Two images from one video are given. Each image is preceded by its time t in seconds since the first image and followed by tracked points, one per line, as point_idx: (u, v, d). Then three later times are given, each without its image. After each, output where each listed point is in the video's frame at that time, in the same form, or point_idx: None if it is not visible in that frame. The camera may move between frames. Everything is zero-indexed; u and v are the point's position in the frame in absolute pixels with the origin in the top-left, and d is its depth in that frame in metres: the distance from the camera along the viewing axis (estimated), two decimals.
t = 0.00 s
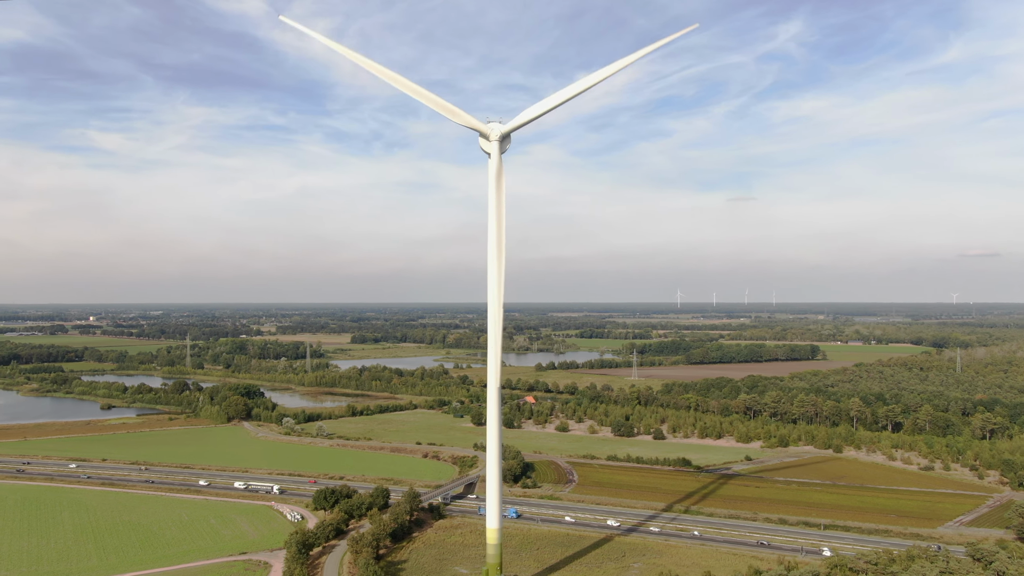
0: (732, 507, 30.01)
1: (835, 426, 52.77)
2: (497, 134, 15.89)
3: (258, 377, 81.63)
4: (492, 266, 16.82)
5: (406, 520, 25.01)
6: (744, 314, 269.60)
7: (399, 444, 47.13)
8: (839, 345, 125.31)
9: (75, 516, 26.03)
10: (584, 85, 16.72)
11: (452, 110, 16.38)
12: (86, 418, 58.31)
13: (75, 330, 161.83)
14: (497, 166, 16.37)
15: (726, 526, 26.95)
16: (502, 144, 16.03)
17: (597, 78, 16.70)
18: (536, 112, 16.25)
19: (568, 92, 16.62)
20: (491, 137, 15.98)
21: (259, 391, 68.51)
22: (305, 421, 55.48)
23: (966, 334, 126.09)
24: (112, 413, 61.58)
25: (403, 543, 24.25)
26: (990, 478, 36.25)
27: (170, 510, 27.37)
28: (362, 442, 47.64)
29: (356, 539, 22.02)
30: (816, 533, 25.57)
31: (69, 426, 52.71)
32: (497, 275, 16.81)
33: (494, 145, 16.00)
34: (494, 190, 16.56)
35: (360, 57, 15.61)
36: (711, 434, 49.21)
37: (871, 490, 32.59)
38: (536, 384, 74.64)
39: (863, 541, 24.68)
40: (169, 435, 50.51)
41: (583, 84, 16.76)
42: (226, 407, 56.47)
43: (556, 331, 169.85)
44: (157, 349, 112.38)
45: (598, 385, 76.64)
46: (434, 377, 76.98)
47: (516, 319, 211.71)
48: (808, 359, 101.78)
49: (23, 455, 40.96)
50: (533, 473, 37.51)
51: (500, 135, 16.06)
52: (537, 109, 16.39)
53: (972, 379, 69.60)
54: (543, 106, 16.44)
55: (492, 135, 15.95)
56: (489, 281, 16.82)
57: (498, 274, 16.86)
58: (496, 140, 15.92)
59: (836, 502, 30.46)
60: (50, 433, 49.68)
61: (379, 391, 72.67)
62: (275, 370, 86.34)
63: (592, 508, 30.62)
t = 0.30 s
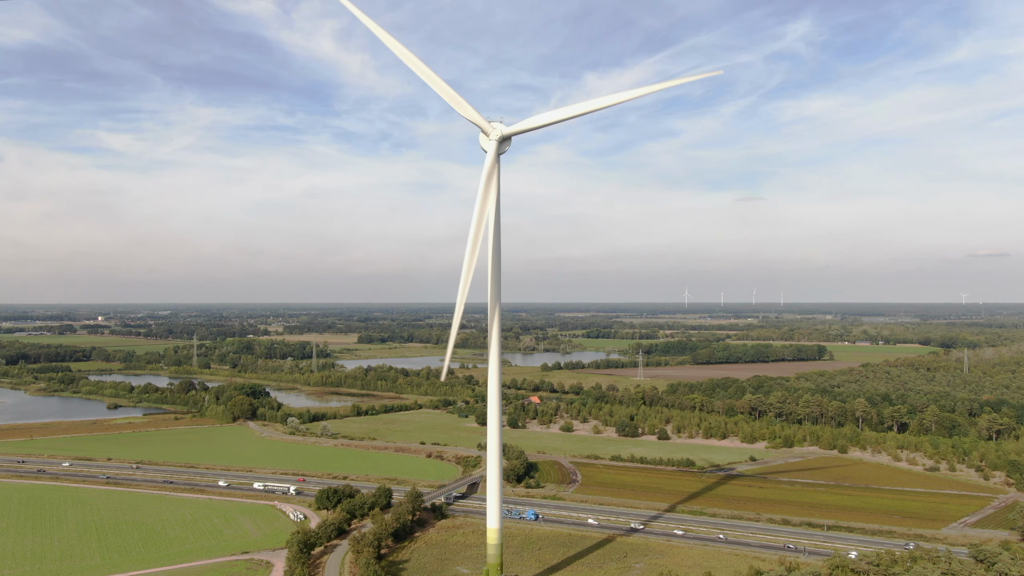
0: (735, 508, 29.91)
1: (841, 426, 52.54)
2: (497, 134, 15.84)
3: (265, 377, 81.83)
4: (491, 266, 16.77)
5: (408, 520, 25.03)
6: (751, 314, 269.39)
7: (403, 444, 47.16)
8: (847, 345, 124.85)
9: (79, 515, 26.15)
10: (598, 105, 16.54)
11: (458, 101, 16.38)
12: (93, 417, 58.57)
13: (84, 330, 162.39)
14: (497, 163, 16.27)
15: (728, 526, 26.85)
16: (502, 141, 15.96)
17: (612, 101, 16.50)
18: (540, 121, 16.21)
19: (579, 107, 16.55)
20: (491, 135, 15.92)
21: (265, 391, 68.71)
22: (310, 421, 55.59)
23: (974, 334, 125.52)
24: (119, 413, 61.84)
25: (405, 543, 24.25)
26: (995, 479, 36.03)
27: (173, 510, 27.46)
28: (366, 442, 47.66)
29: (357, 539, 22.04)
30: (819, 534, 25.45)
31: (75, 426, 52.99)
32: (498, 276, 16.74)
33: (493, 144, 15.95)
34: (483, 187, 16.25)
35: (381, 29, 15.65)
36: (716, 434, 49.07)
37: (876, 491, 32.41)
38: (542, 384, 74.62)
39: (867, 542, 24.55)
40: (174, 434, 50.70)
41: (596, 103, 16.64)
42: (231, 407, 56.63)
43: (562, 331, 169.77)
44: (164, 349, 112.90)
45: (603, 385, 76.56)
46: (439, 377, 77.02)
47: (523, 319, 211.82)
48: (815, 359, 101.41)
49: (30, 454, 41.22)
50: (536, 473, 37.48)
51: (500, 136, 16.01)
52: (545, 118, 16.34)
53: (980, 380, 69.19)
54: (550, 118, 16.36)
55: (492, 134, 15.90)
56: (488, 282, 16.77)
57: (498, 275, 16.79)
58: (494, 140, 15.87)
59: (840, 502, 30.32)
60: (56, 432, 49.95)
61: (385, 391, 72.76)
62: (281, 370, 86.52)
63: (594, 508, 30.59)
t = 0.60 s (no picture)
0: (739, 508, 29.78)
1: (846, 427, 52.27)
2: (496, 136, 15.79)
3: (271, 377, 82.04)
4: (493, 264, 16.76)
5: (410, 520, 25.04)
6: (758, 314, 269.08)
7: (407, 444, 47.16)
8: (854, 345, 124.42)
9: (83, 514, 26.28)
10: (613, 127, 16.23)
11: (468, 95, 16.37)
12: (99, 417, 58.91)
13: (93, 331, 162.90)
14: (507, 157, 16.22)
15: (730, 527, 26.74)
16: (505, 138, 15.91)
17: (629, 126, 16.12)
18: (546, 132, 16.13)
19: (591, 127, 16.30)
20: (493, 135, 15.87)
21: (270, 391, 68.93)
22: (315, 420, 55.70)
23: (983, 335, 124.84)
24: (125, 412, 62.16)
25: (407, 543, 24.24)
26: (1001, 480, 35.78)
27: (177, 509, 27.58)
28: (370, 442, 47.70)
29: (359, 539, 22.04)
30: (823, 535, 25.32)
31: (82, 425, 53.30)
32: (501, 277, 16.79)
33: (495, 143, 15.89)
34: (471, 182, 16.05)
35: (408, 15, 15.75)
36: (720, 434, 48.88)
37: (881, 492, 32.24)
38: (547, 385, 74.63)
39: (870, 543, 24.40)
40: (180, 434, 50.91)
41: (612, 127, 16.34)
42: (237, 407, 56.82)
43: (569, 331, 169.67)
44: (172, 348, 113.39)
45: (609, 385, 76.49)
46: (445, 377, 77.04)
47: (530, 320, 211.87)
48: (822, 360, 100.99)
49: (36, 454, 41.50)
50: (540, 473, 37.49)
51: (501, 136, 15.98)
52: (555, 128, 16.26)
53: (987, 381, 68.70)
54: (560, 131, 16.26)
55: (494, 134, 15.84)
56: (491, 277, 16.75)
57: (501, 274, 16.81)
58: (493, 140, 15.82)
59: (844, 503, 30.18)
60: (62, 432, 50.25)
61: (390, 391, 72.86)
62: (288, 370, 86.73)
63: (597, 508, 30.52)
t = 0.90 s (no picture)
0: (743, 509, 29.67)
1: (852, 427, 52.03)
2: (496, 137, 15.77)
3: (278, 377, 82.25)
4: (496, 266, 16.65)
5: (413, 520, 25.06)
6: (766, 314, 268.46)
7: (411, 444, 47.20)
8: (862, 345, 123.93)
9: (88, 513, 26.40)
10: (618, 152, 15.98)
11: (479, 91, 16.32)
12: (106, 416, 59.22)
13: (102, 331, 163.72)
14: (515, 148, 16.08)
15: (734, 527, 26.62)
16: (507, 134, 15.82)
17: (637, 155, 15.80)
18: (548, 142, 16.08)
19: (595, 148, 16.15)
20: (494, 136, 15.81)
21: (276, 390, 69.12)
22: (320, 420, 55.83)
23: (992, 335, 124.07)
24: (132, 411, 62.61)
25: (409, 543, 24.23)
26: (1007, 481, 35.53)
27: (181, 508, 27.68)
28: (374, 442, 47.74)
29: (361, 539, 22.06)
30: (826, 536, 25.20)
31: (89, 425, 53.58)
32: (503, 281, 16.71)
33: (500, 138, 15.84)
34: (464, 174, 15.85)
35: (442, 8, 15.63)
36: (725, 434, 48.74)
37: (886, 493, 32.05)
38: (553, 385, 74.62)
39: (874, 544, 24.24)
40: (186, 433, 51.12)
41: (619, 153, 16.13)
42: (242, 407, 56.99)
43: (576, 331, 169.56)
44: (179, 348, 113.88)
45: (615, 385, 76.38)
46: (451, 377, 77.09)
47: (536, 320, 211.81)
48: (830, 360, 100.53)
49: (43, 453, 41.75)
50: (544, 473, 37.46)
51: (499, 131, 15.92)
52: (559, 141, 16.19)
53: (994, 381, 68.25)
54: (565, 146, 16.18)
55: (494, 135, 15.80)
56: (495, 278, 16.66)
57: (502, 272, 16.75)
58: (492, 140, 15.80)
59: (849, 504, 30.02)
60: (69, 431, 50.53)
61: (396, 391, 72.95)
62: (294, 370, 86.94)
63: (601, 508, 30.47)
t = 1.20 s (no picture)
0: (746, 510, 29.53)
1: (857, 427, 51.75)
2: (495, 139, 15.76)
3: (284, 377, 82.50)
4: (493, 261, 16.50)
5: (415, 520, 25.07)
6: (773, 314, 267.71)
7: (416, 444, 47.21)
8: (870, 345, 123.32)
9: (92, 513, 26.50)
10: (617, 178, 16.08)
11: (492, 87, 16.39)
12: (113, 416, 59.50)
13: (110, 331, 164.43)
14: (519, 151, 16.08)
15: (738, 528, 26.54)
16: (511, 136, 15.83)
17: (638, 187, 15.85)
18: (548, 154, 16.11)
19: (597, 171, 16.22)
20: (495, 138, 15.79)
21: (283, 390, 69.29)
22: (325, 420, 55.98)
23: (1002, 335, 123.20)
24: (139, 412, 62.64)
25: (412, 543, 24.22)
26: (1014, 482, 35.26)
27: (185, 508, 27.79)
28: (379, 442, 47.76)
29: (362, 539, 22.08)
30: (830, 537, 25.05)
31: (95, 424, 53.84)
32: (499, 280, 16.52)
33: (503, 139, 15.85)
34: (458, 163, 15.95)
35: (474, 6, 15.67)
36: (731, 435, 48.56)
37: (891, 494, 31.85)
38: (559, 385, 74.61)
39: (879, 546, 24.09)
40: (192, 433, 51.35)
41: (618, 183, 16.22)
42: (248, 406, 57.16)
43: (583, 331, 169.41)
44: (187, 348, 114.34)
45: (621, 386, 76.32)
46: (457, 377, 77.13)
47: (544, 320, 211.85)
48: (837, 360, 100.03)
49: (49, 452, 41.97)
50: (548, 473, 37.45)
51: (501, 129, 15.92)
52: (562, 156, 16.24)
53: (1003, 382, 67.78)
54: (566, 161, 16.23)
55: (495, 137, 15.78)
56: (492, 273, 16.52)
57: (503, 270, 16.57)
58: (491, 141, 15.78)
59: (854, 504, 29.84)
60: (75, 431, 50.78)
61: (402, 391, 73.05)
62: (301, 370, 87.16)
63: (604, 508, 30.41)
